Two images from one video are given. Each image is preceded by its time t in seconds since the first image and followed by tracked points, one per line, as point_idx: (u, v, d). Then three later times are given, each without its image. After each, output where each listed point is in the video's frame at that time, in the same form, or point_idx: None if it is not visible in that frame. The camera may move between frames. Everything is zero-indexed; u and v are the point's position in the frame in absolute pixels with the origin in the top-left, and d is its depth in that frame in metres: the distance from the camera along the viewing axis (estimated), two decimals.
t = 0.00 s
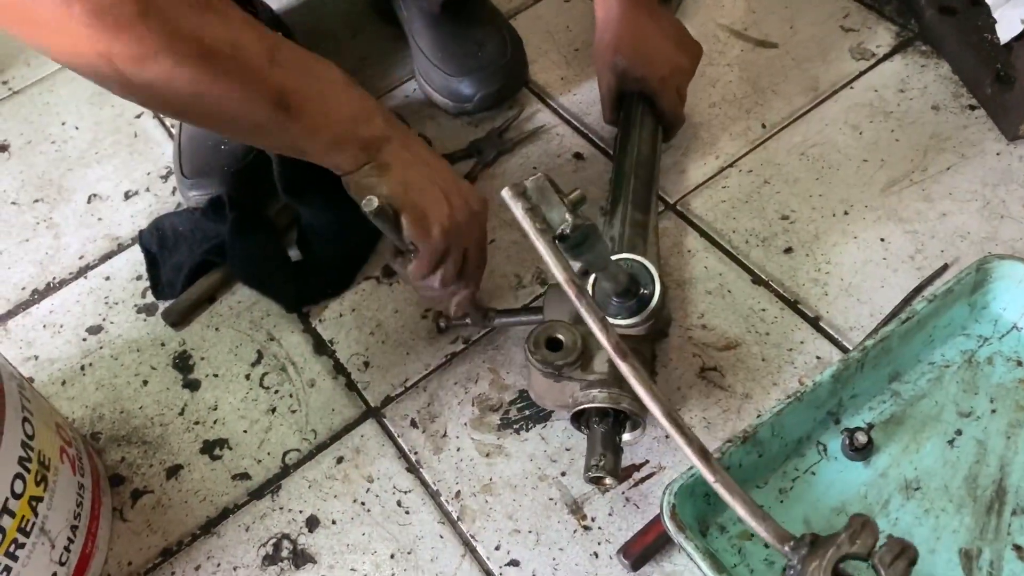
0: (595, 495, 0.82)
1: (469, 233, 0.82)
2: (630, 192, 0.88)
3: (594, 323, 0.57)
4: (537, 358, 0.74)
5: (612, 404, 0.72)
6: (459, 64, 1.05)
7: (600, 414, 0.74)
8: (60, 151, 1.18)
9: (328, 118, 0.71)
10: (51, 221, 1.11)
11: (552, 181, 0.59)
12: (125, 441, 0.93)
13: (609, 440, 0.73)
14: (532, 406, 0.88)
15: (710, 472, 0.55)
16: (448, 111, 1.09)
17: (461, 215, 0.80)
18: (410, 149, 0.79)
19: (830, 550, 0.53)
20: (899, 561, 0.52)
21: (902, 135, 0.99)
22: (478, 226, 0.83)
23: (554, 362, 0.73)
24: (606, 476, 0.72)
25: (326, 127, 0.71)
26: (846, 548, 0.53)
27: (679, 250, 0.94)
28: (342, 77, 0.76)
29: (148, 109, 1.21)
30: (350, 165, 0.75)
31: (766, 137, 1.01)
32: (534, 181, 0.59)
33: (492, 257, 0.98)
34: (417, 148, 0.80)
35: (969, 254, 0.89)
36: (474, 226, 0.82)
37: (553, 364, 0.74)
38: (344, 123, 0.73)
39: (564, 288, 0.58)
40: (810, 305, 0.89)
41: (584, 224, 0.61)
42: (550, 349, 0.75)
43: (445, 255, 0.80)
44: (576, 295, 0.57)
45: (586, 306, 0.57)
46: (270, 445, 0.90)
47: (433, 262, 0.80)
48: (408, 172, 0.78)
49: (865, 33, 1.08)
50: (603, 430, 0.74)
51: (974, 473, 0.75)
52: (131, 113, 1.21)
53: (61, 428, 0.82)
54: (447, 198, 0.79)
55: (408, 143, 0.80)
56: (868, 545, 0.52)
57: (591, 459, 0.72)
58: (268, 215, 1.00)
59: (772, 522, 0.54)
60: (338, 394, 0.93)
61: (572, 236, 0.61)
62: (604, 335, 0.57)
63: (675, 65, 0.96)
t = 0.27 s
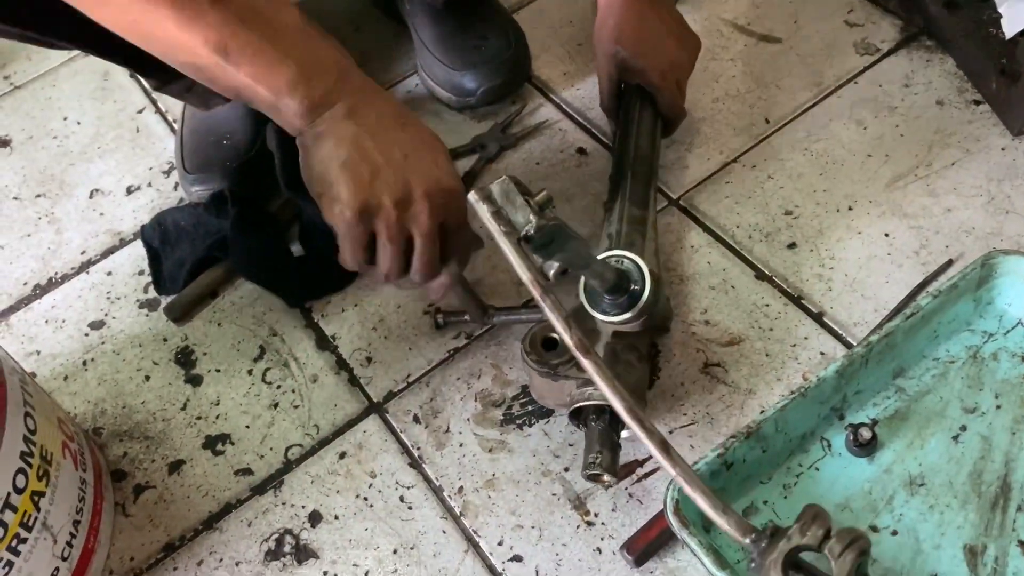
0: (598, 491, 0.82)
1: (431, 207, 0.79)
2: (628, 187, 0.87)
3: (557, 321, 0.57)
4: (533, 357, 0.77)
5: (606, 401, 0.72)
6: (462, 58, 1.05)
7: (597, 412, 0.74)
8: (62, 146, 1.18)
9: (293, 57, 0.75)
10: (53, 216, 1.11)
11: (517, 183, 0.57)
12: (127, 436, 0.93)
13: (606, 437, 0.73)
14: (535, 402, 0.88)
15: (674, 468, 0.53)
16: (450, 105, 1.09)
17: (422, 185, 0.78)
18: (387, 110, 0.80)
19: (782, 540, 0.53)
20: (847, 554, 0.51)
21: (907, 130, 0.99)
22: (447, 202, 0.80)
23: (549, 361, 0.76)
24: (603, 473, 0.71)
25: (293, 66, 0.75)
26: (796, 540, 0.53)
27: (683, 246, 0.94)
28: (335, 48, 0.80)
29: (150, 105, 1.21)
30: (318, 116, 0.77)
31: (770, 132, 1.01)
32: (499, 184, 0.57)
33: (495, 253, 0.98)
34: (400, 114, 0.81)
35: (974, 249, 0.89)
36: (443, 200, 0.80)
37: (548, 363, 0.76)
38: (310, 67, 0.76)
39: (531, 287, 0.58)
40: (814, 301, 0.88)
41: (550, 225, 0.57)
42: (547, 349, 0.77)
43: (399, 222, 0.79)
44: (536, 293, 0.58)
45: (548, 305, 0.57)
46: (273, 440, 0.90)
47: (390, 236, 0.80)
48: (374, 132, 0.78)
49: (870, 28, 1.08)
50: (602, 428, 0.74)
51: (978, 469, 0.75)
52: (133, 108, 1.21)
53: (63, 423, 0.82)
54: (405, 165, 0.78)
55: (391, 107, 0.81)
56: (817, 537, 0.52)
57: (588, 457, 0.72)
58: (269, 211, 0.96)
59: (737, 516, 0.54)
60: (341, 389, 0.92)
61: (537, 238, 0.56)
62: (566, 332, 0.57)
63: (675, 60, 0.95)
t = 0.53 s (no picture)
0: (601, 486, 0.82)
1: (404, 189, 0.68)
2: (629, 182, 0.87)
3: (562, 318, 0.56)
4: (536, 354, 0.77)
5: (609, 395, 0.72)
6: (464, 55, 1.04)
7: (600, 407, 0.74)
8: (64, 141, 1.18)
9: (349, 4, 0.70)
10: (55, 212, 1.11)
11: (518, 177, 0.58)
12: (130, 431, 0.93)
13: (609, 432, 0.72)
14: (538, 397, 0.88)
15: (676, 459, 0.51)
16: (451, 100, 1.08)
17: (399, 165, 0.67)
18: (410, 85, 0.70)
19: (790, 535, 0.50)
20: (854, 545, 0.49)
21: (911, 125, 0.98)
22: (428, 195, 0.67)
23: (552, 357, 0.76)
24: (606, 468, 0.71)
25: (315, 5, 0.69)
26: (804, 533, 0.50)
27: (686, 241, 0.94)
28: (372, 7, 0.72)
29: (152, 100, 1.20)
30: (331, 69, 0.72)
31: (773, 127, 1.01)
32: (500, 182, 0.57)
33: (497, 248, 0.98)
34: (427, 91, 0.71)
35: (978, 244, 0.89)
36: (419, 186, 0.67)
37: (550, 359, 0.76)
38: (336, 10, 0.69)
39: (535, 285, 0.57)
40: (817, 296, 0.88)
41: (555, 221, 0.57)
42: (549, 345, 0.77)
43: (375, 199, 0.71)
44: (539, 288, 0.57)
45: (553, 300, 0.56)
46: (275, 435, 0.90)
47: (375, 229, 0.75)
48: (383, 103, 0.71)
49: (874, 21, 1.07)
50: (604, 424, 0.73)
51: (982, 464, 0.74)
52: (135, 103, 1.20)
53: (66, 418, 0.81)
54: (401, 139, 0.68)
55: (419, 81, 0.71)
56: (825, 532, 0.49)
57: (592, 452, 0.72)
58: (273, 203, 0.97)
59: (741, 509, 0.51)
60: (343, 384, 0.92)
61: (539, 233, 0.56)
62: (572, 328, 0.55)
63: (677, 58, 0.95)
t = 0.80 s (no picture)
0: (602, 483, 0.81)
1: (372, 223, 0.68)
2: (632, 176, 0.87)
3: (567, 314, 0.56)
4: (538, 349, 0.76)
5: (613, 392, 0.71)
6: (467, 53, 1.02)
7: (603, 403, 0.73)
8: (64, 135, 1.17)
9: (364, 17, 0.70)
10: (55, 206, 1.10)
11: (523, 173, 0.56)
12: (129, 426, 0.92)
13: (612, 429, 0.72)
14: (539, 393, 0.87)
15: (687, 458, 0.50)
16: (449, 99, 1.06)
17: (370, 198, 0.68)
18: (407, 117, 0.70)
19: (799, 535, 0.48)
20: (869, 544, 0.47)
21: (915, 119, 0.98)
22: (392, 235, 0.67)
23: (554, 353, 0.75)
24: (610, 464, 0.70)
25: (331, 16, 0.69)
26: (815, 532, 0.48)
27: (688, 236, 0.93)
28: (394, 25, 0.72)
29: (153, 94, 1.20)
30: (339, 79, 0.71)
31: (777, 121, 1.00)
32: (506, 175, 0.56)
33: (499, 243, 0.97)
34: (422, 128, 0.70)
35: (983, 241, 0.88)
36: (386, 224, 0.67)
37: (553, 354, 0.75)
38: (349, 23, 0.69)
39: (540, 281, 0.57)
40: (821, 292, 0.88)
41: (560, 216, 0.55)
42: (551, 341, 0.77)
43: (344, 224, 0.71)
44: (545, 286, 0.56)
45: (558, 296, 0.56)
46: (275, 431, 0.90)
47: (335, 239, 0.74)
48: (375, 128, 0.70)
49: (878, 15, 1.07)
50: (607, 420, 0.72)
51: (986, 462, 0.74)
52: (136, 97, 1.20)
53: (65, 413, 0.81)
54: (381, 167, 0.68)
55: (417, 116, 0.70)
56: (837, 529, 0.48)
57: (594, 448, 0.71)
58: (276, 197, 0.95)
59: (752, 508, 0.50)
60: (344, 380, 0.92)
61: (546, 229, 0.54)
62: (578, 324, 0.55)
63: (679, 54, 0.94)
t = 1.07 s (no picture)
0: (609, 479, 0.81)
1: (372, 241, 0.67)
2: (641, 172, 0.87)
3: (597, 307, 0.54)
4: (549, 344, 0.74)
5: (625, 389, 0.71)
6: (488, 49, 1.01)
7: (613, 400, 0.73)
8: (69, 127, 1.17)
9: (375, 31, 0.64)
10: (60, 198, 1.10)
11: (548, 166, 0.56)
12: (135, 420, 0.92)
13: (622, 425, 0.72)
14: (546, 388, 0.87)
15: (719, 456, 0.50)
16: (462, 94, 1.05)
17: (371, 218, 0.66)
18: (409, 134, 0.67)
19: (838, 536, 0.47)
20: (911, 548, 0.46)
21: (925, 115, 0.97)
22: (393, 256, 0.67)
23: (565, 348, 0.73)
24: (620, 461, 0.70)
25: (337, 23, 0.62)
26: (857, 533, 0.47)
27: (696, 232, 0.93)
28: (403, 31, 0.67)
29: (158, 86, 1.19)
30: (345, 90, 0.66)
31: (785, 117, 0.99)
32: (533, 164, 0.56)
33: (506, 238, 0.97)
34: (423, 146, 0.68)
35: (993, 238, 0.88)
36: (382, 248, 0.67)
37: (564, 349, 0.73)
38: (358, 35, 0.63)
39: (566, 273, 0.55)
40: (829, 289, 0.87)
41: (587, 209, 0.56)
42: (562, 334, 0.74)
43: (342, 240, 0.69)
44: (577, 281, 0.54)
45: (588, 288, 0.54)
46: (281, 426, 0.90)
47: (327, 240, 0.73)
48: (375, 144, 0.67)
49: (888, 10, 1.06)
50: (617, 417, 0.73)
51: (996, 460, 0.74)
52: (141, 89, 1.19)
53: (71, 407, 0.81)
54: (384, 188, 0.66)
55: (418, 133, 0.68)
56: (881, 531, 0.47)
57: (604, 445, 0.71)
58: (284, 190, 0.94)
59: (784, 508, 0.49)
60: (350, 374, 0.92)
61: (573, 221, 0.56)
62: (608, 317, 0.53)
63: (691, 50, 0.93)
